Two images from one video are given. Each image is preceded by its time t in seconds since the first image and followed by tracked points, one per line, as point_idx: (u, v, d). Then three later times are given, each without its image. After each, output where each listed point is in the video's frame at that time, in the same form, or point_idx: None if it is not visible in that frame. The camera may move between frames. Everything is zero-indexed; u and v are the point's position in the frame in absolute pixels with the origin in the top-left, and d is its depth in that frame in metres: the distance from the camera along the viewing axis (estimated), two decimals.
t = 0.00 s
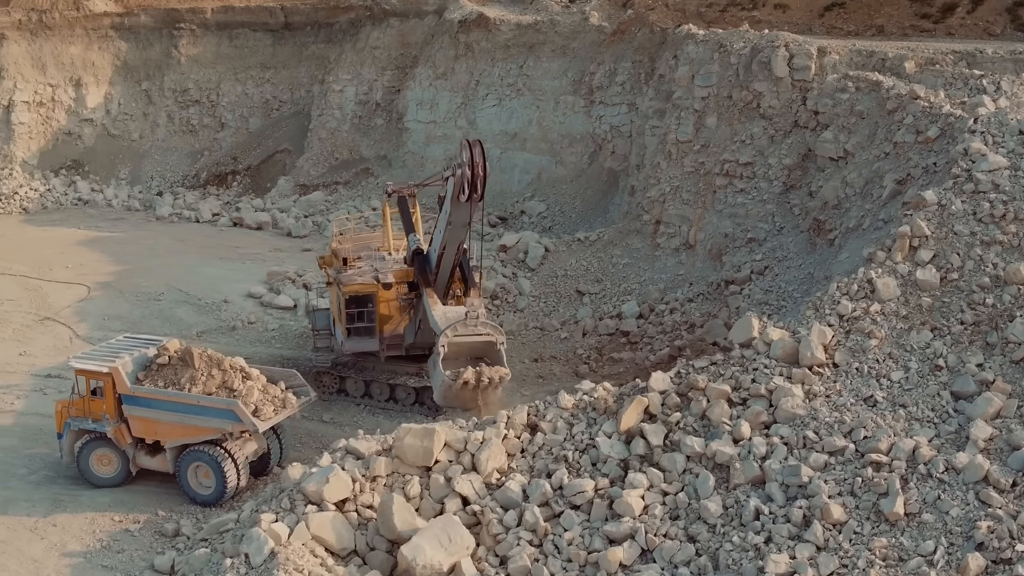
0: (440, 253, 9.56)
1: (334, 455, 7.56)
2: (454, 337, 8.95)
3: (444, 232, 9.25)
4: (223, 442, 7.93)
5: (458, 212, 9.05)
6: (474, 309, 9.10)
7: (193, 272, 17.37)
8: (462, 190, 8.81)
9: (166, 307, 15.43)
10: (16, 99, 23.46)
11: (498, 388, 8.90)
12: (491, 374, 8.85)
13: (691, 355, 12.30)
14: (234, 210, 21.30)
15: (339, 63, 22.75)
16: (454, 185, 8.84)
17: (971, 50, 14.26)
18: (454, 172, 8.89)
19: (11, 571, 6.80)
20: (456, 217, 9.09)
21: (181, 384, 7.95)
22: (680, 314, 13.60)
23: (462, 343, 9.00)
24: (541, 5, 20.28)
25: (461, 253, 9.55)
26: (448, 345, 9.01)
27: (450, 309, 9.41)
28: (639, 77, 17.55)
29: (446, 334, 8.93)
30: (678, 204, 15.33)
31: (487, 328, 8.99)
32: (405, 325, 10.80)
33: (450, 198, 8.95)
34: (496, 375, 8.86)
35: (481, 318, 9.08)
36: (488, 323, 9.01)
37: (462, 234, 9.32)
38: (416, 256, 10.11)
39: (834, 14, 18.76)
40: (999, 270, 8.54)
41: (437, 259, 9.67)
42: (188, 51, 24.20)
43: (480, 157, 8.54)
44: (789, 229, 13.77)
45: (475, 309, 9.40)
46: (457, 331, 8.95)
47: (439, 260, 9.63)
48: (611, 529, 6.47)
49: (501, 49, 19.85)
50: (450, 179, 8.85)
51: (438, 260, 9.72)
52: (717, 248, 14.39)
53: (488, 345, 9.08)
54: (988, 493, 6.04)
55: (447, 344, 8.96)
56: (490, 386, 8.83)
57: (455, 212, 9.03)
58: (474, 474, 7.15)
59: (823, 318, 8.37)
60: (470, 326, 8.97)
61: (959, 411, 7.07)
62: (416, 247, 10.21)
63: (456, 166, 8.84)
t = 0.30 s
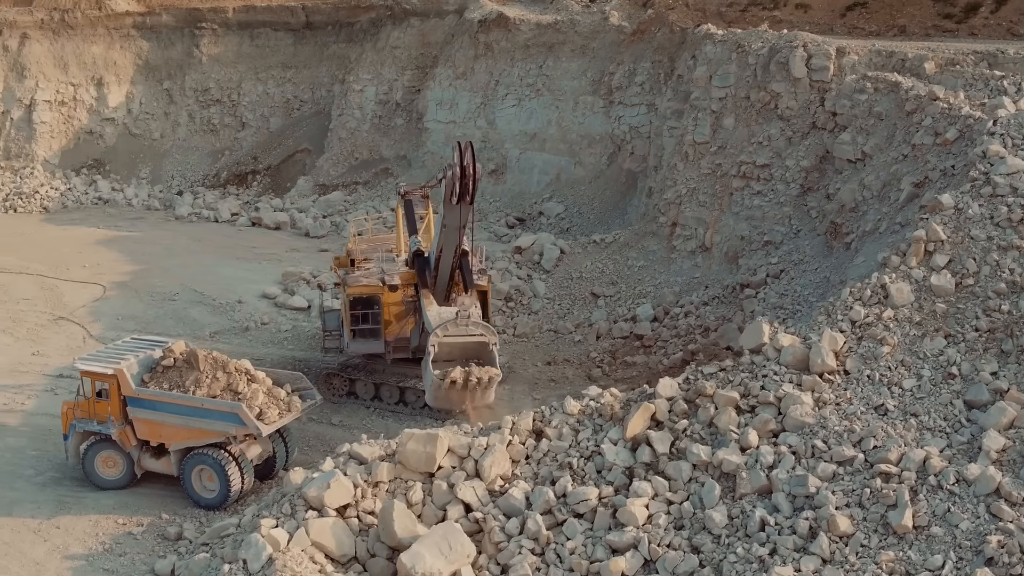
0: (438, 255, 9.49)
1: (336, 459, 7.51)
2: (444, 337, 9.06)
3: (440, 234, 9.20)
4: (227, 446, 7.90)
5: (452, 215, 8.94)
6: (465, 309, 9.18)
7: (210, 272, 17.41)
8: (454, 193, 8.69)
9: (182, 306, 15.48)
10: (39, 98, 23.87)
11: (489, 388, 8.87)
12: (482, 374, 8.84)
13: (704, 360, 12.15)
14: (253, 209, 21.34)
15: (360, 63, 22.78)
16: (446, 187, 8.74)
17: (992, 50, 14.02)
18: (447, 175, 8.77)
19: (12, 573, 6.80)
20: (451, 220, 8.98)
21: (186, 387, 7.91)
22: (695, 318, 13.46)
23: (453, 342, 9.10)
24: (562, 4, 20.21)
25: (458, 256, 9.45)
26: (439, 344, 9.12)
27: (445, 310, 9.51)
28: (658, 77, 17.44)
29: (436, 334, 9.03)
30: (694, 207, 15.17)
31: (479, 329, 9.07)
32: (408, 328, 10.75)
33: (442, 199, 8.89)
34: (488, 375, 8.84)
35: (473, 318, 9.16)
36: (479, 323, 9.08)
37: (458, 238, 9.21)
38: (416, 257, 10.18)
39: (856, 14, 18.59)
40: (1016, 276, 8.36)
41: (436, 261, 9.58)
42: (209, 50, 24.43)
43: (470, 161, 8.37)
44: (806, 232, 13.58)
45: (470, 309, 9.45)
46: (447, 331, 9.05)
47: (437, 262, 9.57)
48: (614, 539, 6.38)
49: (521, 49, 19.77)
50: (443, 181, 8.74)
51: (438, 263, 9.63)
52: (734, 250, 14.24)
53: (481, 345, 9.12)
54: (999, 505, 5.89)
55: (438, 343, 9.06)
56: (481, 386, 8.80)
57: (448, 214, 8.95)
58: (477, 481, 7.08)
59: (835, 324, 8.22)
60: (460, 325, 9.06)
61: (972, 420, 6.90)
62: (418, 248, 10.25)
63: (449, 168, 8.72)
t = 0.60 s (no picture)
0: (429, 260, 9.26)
1: (340, 464, 7.47)
2: (430, 336, 9.13)
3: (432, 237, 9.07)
4: (231, 448, 7.87)
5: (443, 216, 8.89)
6: (452, 307, 9.32)
7: (228, 271, 17.46)
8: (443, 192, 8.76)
9: (199, 306, 15.53)
10: (64, 97, 24.03)
11: (475, 388, 8.84)
12: (468, 374, 8.84)
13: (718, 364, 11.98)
14: (274, 209, 21.37)
15: (383, 62, 22.76)
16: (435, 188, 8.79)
17: (1017, 50, 13.74)
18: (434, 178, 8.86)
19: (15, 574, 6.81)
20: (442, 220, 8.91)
21: (191, 389, 7.91)
22: (711, 321, 13.30)
23: (440, 342, 9.17)
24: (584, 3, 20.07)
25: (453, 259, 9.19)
26: (426, 344, 9.17)
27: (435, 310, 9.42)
28: (680, 77, 17.27)
29: (421, 332, 9.11)
30: (713, 208, 14.96)
31: (468, 328, 9.18)
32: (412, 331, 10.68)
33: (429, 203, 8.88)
34: (474, 375, 8.84)
35: (461, 318, 9.25)
36: (465, 322, 9.20)
37: (451, 241, 9.04)
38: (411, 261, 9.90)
39: (880, 13, 18.37)
40: None
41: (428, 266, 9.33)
42: (233, 49, 24.54)
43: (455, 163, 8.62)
44: (825, 234, 13.35)
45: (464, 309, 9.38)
46: (434, 329, 9.17)
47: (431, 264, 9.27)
48: (615, 549, 6.28)
49: (543, 48, 19.65)
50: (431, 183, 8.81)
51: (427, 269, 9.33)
52: (752, 253, 14.05)
53: (468, 345, 9.20)
54: (1011, 520, 5.73)
55: (425, 343, 9.12)
56: (466, 385, 8.77)
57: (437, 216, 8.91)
58: (480, 488, 7.02)
59: (848, 330, 8.05)
60: (447, 323, 9.18)
61: (986, 430, 6.71)
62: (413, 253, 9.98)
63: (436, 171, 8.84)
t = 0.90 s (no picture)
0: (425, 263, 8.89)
1: (342, 468, 7.44)
2: (417, 336, 8.94)
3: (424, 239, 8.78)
4: (235, 450, 7.86)
5: (433, 217, 8.57)
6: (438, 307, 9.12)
7: (244, 272, 17.50)
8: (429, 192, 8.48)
9: (214, 306, 15.59)
10: (85, 95, 24.27)
11: (459, 387, 8.59)
12: (452, 373, 8.64)
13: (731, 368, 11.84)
14: (293, 208, 21.40)
15: (403, 61, 22.73)
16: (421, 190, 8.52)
17: None
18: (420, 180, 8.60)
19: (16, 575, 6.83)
20: (434, 221, 8.58)
21: (196, 390, 7.94)
22: (726, 324, 13.16)
23: (426, 341, 8.97)
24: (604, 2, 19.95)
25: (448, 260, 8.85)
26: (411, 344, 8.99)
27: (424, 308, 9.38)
28: (699, 77, 17.12)
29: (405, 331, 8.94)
30: (729, 209, 14.79)
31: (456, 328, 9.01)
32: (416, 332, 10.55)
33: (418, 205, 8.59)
34: (457, 374, 8.63)
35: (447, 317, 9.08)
36: (452, 322, 9.03)
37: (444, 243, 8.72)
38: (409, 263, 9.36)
39: (902, 12, 18.15)
40: None
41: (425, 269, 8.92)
42: (254, 48, 24.66)
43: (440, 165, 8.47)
44: (841, 236, 13.13)
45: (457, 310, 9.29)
46: (421, 328, 9.00)
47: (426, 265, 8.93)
48: (616, 557, 6.19)
49: (562, 48, 19.53)
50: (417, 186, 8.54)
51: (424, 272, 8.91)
52: (767, 255, 13.88)
53: (454, 346, 9.00)
54: (1021, 533, 5.58)
55: (411, 342, 8.93)
56: (448, 384, 8.53)
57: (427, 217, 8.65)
58: (482, 493, 6.96)
59: (859, 335, 7.91)
60: (434, 322, 9.02)
61: (998, 439, 6.55)
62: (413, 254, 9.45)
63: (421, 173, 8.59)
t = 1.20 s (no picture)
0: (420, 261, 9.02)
1: (344, 472, 7.40)
2: (400, 333, 8.63)
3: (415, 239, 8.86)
4: (239, 452, 7.83)
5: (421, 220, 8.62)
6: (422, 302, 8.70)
7: (263, 271, 17.53)
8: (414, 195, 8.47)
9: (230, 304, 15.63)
10: (110, 93, 24.49)
11: (436, 386, 8.12)
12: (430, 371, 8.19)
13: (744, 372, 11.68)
14: (314, 207, 21.41)
15: (426, 60, 22.69)
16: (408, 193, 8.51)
17: None
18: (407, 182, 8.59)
19: None
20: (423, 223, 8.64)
21: (200, 392, 7.98)
22: (742, 327, 12.99)
23: (410, 338, 8.65)
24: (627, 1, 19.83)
25: (440, 261, 8.95)
26: (396, 343, 8.69)
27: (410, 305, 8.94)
28: (721, 76, 16.94)
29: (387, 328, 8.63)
30: (747, 211, 14.59)
31: (439, 327, 8.60)
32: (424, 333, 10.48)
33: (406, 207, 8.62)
34: (434, 371, 8.17)
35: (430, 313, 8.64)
36: (435, 320, 8.61)
37: (435, 242, 8.80)
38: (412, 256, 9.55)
39: (927, 11, 17.92)
40: None
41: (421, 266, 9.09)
42: (278, 46, 24.81)
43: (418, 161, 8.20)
44: (860, 239, 12.88)
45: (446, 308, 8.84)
46: (403, 325, 8.64)
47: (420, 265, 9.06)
48: (616, 567, 6.09)
49: (584, 46, 19.43)
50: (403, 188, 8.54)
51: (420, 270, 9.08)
52: (786, 257, 13.67)
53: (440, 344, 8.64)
54: None
55: (393, 340, 8.61)
56: (422, 381, 8.10)
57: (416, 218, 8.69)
58: (484, 500, 6.89)
59: (871, 342, 7.75)
60: (416, 319, 8.63)
61: (1010, 450, 6.38)
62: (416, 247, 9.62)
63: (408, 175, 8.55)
